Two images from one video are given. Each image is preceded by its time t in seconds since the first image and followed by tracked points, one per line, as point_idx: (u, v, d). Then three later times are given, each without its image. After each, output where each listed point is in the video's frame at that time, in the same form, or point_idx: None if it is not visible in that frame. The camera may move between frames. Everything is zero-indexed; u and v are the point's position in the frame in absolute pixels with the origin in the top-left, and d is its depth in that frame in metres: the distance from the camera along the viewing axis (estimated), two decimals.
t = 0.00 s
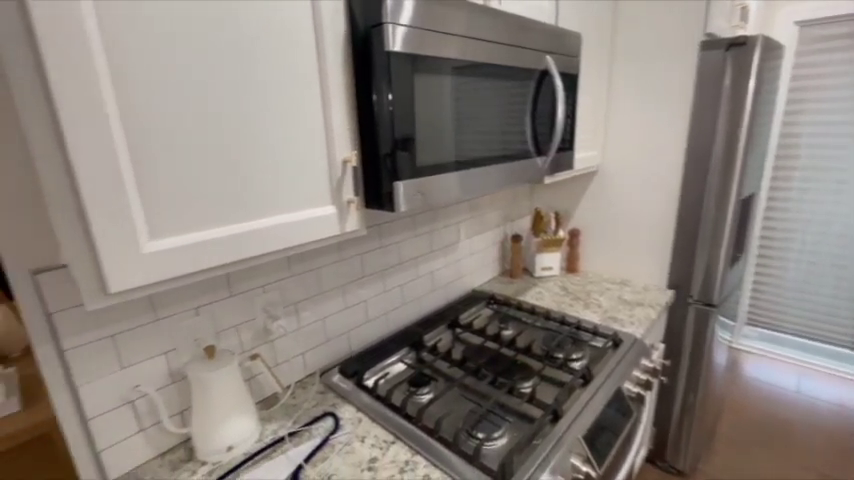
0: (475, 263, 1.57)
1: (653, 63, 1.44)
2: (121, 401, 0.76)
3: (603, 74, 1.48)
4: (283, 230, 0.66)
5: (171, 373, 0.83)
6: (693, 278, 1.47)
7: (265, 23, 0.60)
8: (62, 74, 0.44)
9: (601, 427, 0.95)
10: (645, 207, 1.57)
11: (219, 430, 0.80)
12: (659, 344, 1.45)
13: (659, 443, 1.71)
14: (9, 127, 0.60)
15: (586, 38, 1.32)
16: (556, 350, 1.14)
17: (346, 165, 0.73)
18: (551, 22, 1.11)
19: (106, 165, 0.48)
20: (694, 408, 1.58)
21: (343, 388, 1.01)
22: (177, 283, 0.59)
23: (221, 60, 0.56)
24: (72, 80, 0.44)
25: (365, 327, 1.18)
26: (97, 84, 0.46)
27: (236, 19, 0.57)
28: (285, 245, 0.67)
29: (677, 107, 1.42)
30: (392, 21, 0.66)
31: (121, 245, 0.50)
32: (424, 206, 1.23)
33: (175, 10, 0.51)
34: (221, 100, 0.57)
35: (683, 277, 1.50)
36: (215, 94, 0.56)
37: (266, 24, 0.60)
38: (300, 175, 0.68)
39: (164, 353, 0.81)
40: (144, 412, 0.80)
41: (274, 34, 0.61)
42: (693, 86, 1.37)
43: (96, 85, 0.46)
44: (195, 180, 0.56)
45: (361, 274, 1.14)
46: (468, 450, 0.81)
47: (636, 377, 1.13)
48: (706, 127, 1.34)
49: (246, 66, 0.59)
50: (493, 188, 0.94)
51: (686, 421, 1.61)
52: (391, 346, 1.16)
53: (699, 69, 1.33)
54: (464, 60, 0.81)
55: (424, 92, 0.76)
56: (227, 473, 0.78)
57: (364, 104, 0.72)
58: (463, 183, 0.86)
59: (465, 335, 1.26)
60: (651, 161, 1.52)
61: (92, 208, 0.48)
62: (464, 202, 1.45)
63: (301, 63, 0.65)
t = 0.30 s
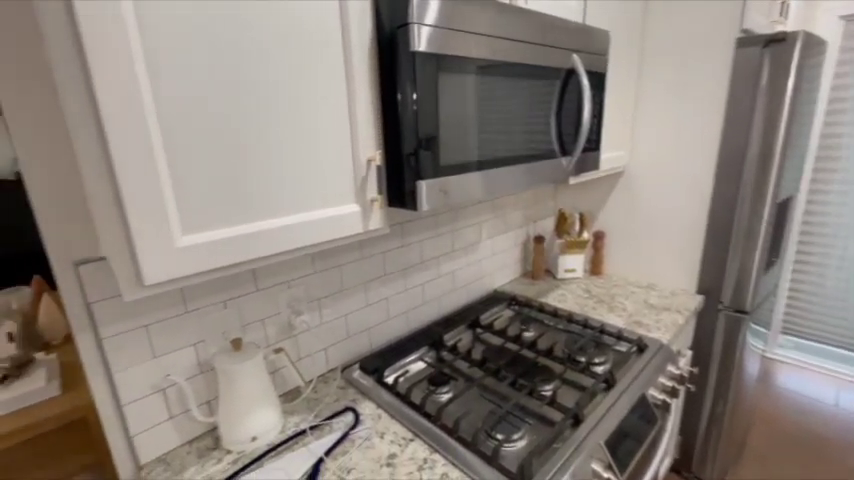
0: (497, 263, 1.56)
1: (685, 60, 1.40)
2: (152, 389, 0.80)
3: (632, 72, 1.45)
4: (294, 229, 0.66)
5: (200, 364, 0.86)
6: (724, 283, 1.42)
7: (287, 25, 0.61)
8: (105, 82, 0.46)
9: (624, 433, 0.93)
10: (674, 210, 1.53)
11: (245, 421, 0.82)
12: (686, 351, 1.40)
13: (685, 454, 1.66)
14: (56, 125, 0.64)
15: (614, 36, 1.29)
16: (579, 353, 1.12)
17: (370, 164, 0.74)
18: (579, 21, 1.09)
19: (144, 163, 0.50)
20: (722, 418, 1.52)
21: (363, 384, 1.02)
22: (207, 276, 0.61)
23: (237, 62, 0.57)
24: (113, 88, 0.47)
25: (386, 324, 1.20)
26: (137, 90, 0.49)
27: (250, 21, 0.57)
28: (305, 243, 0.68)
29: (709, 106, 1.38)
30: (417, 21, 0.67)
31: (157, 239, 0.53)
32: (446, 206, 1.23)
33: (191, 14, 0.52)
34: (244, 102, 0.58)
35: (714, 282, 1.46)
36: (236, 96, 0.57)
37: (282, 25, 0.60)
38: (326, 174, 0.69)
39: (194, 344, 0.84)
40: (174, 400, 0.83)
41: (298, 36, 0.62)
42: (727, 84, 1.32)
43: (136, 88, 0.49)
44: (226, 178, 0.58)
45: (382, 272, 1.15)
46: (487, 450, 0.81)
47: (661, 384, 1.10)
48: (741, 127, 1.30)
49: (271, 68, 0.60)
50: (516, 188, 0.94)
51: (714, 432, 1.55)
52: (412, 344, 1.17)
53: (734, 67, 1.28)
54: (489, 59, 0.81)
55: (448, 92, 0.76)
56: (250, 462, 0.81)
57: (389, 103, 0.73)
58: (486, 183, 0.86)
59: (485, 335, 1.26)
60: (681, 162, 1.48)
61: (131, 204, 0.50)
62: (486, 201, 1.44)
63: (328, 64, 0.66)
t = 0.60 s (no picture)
0: (514, 264, 1.55)
1: (711, 59, 1.37)
2: (176, 381, 0.82)
3: (656, 71, 1.42)
4: (306, 229, 0.66)
5: (221, 357, 0.88)
6: (751, 288, 1.38)
7: (291, 24, 0.60)
8: (138, 81, 0.48)
9: (643, 439, 0.92)
10: (698, 212, 1.49)
11: (264, 414, 0.84)
12: (709, 356, 1.37)
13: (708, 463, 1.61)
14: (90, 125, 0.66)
15: (638, 34, 1.26)
16: (597, 356, 1.11)
17: (389, 163, 0.75)
18: (601, 19, 1.08)
19: (172, 161, 0.52)
20: (747, 427, 1.47)
21: (379, 381, 1.03)
22: (230, 272, 0.63)
23: (239, 62, 0.56)
24: (145, 87, 0.49)
25: (403, 323, 1.20)
26: (166, 91, 0.51)
27: (249, 21, 0.56)
28: (321, 241, 0.69)
29: (737, 106, 1.34)
30: (438, 21, 0.67)
31: (183, 235, 0.55)
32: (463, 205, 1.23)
33: (208, 15, 0.53)
34: (251, 102, 0.58)
35: (740, 287, 1.41)
36: (240, 96, 0.57)
37: (283, 25, 0.59)
38: (346, 173, 0.70)
39: (216, 338, 0.86)
40: (196, 392, 0.86)
41: (302, 36, 0.61)
42: (756, 83, 1.28)
43: (164, 90, 0.50)
44: (248, 176, 0.59)
45: (399, 271, 1.16)
46: (502, 451, 0.80)
47: (683, 390, 1.07)
48: (771, 126, 1.26)
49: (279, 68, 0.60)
50: (535, 188, 0.93)
51: (738, 441, 1.51)
52: (428, 343, 1.17)
53: (765, 65, 1.25)
54: (510, 59, 0.81)
55: (467, 91, 0.76)
56: (268, 454, 0.82)
57: (409, 103, 0.74)
58: (505, 183, 0.86)
59: (501, 336, 1.25)
60: (706, 163, 1.44)
61: (159, 201, 0.52)
62: (504, 202, 1.43)
63: (336, 64, 0.66)
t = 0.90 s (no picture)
0: (536, 265, 1.53)
1: (746, 56, 1.32)
2: (204, 371, 0.85)
3: (686, 69, 1.38)
4: (312, 230, 0.66)
5: (247, 350, 0.90)
6: (786, 294, 1.33)
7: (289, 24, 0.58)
8: (173, 83, 0.50)
9: (668, 446, 0.89)
10: (729, 214, 1.44)
11: (287, 407, 0.86)
12: (739, 364, 1.32)
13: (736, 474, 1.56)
14: (128, 124, 0.69)
15: (668, 30, 1.23)
16: (620, 361, 1.08)
17: (412, 162, 0.75)
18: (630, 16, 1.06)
19: (204, 160, 0.54)
20: (779, 438, 1.42)
21: (399, 379, 1.04)
22: (258, 267, 0.64)
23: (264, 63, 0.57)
24: (178, 89, 0.51)
25: (423, 321, 1.21)
26: (197, 92, 0.52)
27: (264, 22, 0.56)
28: (345, 238, 0.70)
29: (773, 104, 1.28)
30: (463, 20, 0.67)
31: (214, 231, 0.57)
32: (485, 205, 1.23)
33: (235, 18, 0.54)
34: (268, 103, 0.58)
35: (773, 293, 1.36)
36: (266, 96, 0.58)
37: (285, 25, 0.58)
38: (368, 172, 0.71)
39: (242, 331, 0.89)
40: (223, 383, 0.88)
41: (304, 35, 0.60)
42: (794, 81, 1.23)
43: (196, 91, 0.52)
44: (274, 174, 0.61)
45: (420, 270, 1.16)
46: (521, 453, 0.80)
47: (711, 398, 1.04)
48: (810, 126, 1.21)
49: (286, 69, 0.59)
50: (559, 189, 0.92)
51: (769, 453, 1.45)
52: (448, 342, 1.18)
53: (804, 62, 1.20)
54: (535, 57, 0.80)
55: (490, 91, 0.76)
56: (291, 446, 0.84)
57: (432, 103, 0.74)
58: (528, 183, 0.85)
59: (522, 337, 1.24)
60: (739, 164, 1.39)
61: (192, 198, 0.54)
62: (527, 202, 1.42)
63: (337, 64, 0.64)
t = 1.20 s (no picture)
0: (552, 266, 1.52)
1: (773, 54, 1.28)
2: (223, 366, 0.87)
3: (710, 67, 1.34)
4: (314, 232, 0.65)
5: (265, 345, 0.92)
6: (812, 299, 1.28)
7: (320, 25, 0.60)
8: (198, 84, 0.52)
9: (686, 453, 0.87)
10: (752, 217, 1.40)
11: (302, 402, 0.87)
12: (762, 370, 1.28)
13: None
14: (154, 123, 0.71)
15: (691, 28, 1.20)
16: (637, 364, 1.07)
17: (428, 162, 0.75)
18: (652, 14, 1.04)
19: (226, 159, 0.56)
20: (803, 447, 1.37)
21: (413, 377, 1.04)
22: (275, 264, 0.65)
23: (286, 64, 0.58)
24: (203, 90, 0.52)
25: (438, 321, 1.21)
26: (221, 92, 0.54)
27: (287, 23, 0.57)
28: (360, 236, 0.70)
29: (801, 103, 1.24)
30: (480, 20, 0.67)
31: (234, 228, 0.58)
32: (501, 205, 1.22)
33: (256, 19, 0.55)
34: (289, 103, 0.60)
35: (799, 298, 1.32)
36: (286, 97, 0.59)
37: (303, 26, 0.59)
38: (385, 172, 0.72)
39: (260, 326, 0.91)
40: (240, 377, 0.90)
41: (321, 36, 0.61)
42: (824, 79, 1.19)
43: (219, 91, 0.54)
44: (293, 173, 0.62)
45: (435, 270, 1.17)
46: (534, 454, 0.79)
47: (732, 404, 1.01)
48: (840, 126, 1.17)
49: (305, 70, 0.60)
50: (576, 189, 0.91)
51: (792, 462, 1.41)
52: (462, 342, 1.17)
53: (835, 59, 1.16)
54: (553, 57, 0.79)
55: (507, 90, 0.75)
56: (306, 441, 0.86)
57: (449, 102, 0.74)
58: (544, 183, 0.84)
59: (537, 338, 1.23)
60: (764, 165, 1.35)
61: (214, 196, 0.56)
62: (543, 202, 1.41)
63: (359, 63, 0.65)
